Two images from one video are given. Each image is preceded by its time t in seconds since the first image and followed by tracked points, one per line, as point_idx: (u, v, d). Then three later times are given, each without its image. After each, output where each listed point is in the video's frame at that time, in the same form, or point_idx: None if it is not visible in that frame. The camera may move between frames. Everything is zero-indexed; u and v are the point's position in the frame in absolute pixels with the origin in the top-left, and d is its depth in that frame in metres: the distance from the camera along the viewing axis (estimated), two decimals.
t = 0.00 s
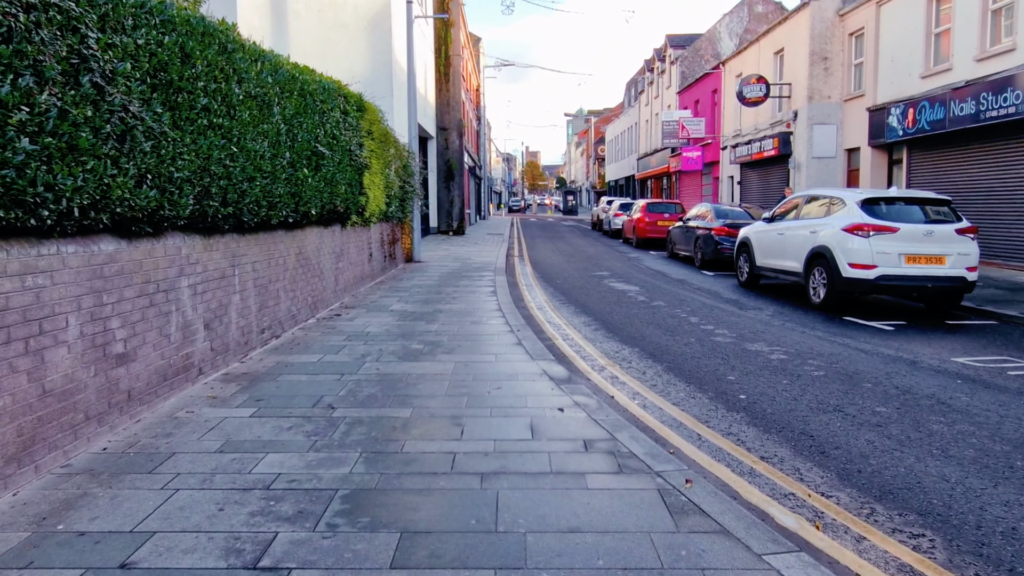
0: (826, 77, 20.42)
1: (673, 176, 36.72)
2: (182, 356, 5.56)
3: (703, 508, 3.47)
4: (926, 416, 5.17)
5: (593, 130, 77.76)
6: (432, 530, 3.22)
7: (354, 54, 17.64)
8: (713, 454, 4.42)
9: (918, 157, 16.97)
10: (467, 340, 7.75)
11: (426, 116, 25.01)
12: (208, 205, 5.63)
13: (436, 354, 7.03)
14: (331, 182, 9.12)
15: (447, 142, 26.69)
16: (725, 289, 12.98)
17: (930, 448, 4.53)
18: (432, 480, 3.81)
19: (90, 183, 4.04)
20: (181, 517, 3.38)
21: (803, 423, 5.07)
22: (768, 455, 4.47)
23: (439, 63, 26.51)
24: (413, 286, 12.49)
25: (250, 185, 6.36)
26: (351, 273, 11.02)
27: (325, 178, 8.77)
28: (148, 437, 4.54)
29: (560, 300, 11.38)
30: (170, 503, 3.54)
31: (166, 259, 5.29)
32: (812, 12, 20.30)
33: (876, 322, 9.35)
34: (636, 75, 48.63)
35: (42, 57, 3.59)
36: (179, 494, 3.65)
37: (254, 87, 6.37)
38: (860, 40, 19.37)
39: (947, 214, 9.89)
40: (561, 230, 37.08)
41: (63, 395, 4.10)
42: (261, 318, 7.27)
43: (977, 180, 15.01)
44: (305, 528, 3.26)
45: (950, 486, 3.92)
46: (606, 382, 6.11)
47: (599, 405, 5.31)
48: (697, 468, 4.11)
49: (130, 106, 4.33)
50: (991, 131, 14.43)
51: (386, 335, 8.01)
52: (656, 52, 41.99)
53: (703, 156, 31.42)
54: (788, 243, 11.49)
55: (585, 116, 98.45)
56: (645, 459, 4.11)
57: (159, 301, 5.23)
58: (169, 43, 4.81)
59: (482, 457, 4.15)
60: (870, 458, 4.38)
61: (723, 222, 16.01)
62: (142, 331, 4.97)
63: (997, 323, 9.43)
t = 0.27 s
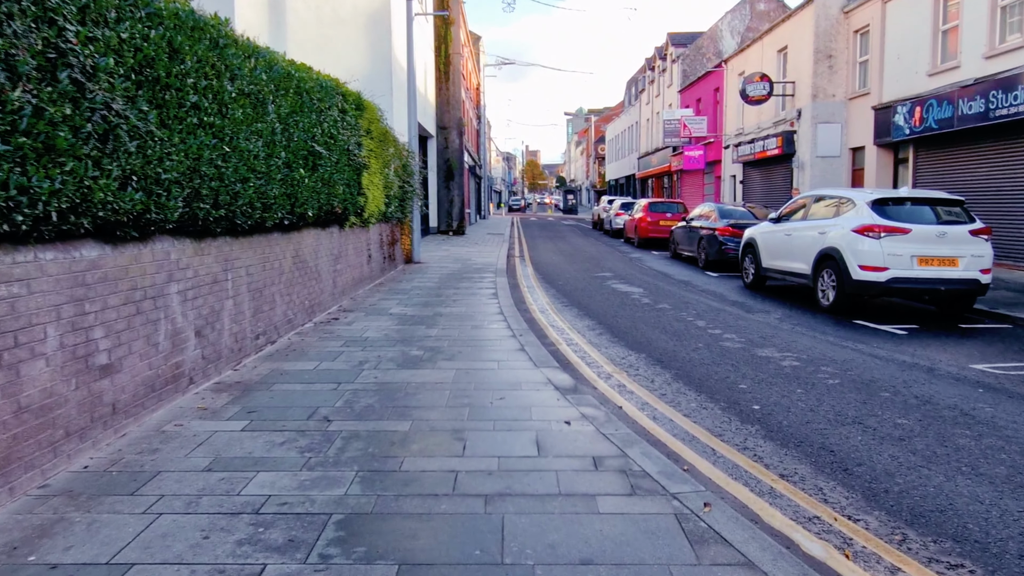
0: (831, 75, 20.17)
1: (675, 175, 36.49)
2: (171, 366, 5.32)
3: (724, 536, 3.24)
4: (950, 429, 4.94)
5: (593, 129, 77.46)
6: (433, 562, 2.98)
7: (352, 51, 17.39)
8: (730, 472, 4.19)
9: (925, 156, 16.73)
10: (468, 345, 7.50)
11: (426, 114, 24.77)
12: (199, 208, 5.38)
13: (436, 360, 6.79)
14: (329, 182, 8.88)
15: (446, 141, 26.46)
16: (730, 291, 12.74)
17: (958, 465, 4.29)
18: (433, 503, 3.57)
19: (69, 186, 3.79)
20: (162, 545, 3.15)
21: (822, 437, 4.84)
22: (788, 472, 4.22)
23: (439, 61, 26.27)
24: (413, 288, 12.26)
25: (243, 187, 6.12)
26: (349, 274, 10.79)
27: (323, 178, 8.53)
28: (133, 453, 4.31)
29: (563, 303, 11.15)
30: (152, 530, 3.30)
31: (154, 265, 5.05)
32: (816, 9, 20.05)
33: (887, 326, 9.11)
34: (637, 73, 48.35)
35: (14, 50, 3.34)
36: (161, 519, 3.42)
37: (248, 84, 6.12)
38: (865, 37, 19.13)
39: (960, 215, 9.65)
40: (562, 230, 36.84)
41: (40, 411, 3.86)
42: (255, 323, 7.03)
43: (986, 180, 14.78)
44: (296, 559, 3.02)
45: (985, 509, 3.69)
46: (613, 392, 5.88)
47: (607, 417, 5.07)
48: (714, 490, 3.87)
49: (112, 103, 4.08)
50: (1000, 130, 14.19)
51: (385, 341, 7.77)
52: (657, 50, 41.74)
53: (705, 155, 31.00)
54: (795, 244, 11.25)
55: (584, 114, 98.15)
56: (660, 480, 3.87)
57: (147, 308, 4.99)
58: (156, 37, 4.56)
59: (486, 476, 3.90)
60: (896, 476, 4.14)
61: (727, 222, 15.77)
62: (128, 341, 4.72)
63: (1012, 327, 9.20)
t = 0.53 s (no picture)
0: (834, 74, 19.93)
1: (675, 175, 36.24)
2: (154, 375, 5.06)
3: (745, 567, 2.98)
4: (974, 443, 4.69)
5: (592, 129, 77.16)
6: None
7: (349, 49, 17.12)
8: (746, 492, 3.93)
9: (930, 156, 16.50)
10: (467, 351, 7.24)
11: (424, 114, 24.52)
12: (184, 209, 5.12)
13: (434, 368, 6.53)
14: (324, 182, 8.61)
15: (445, 141, 26.21)
16: (734, 293, 12.50)
17: (988, 483, 4.04)
18: (430, 529, 3.31)
19: (39, 186, 3.53)
20: None
21: (840, 451, 4.59)
22: (807, 491, 3.97)
23: (437, 60, 26.03)
24: (411, 290, 12.00)
25: (233, 187, 5.85)
26: (345, 277, 10.52)
27: (317, 178, 8.26)
28: (111, 471, 4.05)
29: (564, 306, 10.89)
30: (124, 559, 3.05)
31: (136, 270, 4.79)
32: (819, 8, 19.81)
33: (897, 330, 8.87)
34: (637, 73, 48.08)
35: None
36: (135, 546, 3.16)
37: (237, 79, 5.85)
38: (869, 36, 18.89)
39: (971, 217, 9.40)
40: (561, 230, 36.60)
41: (8, 427, 3.60)
42: (246, 329, 6.77)
43: (993, 180, 14.54)
44: None
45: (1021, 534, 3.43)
46: (619, 402, 5.62)
47: (613, 430, 4.82)
48: (730, 513, 3.62)
49: (87, 97, 3.82)
50: (1007, 130, 13.96)
51: (381, 346, 7.51)
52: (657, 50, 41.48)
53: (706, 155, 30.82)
54: (801, 246, 11.00)
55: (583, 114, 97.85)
56: (673, 502, 3.61)
57: (129, 315, 4.73)
58: (136, 28, 4.29)
59: (486, 498, 3.65)
60: (922, 496, 3.89)
61: (730, 223, 15.52)
62: (107, 351, 4.47)
63: None
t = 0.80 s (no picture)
0: (837, 73, 19.71)
1: (675, 176, 36.02)
2: (135, 382, 4.80)
3: None
4: (1001, 454, 4.44)
5: (591, 129, 76.90)
6: None
7: (346, 47, 16.88)
8: (763, 509, 3.67)
9: (935, 156, 16.27)
10: (465, 356, 6.98)
11: (422, 113, 24.27)
12: (166, 206, 4.85)
13: (429, 373, 6.27)
14: (317, 180, 8.35)
15: (443, 140, 25.98)
16: (738, 295, 12.25)
17: (1020, 498, 3.79)
18: (423, 552, 3.05)
19: (2, 180, 3.27)
20: None
21: (859, 463, 4.33)
22: (828, 508, 3.71)
23: (436, 59, 25.80)
24: (408, 292, 11.75)
25: (219, 183, 5.58)
26: (340, 278, 10.26)
27: (310, 176, 8.00)
28: (82, 486, 3.79)
29: (564, 308, 10.64)
30: None
31: (113, 270, 4.52)
32: (822, 5, 19.57)
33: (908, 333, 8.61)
34: (636, 73, 47.84)
35: None
36: (104, 570, 2.91)
37: (224, 70, 5.59)
38: (872, 34, 18.66)
39: (983, 217, 9.15)
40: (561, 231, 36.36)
41: None
42: (235, 332, 6.50)
43: (1000, 180, 14.30)
44: None
45: None
46: (623, 409, 5.37)
47: (619, 440, 4.56)
48: (748, 533, 3.35)
49: (55, 84, 3.55)
50: (1015, 128, 13.73)
51: (376, 350, 7.26)
52: (657, 50, 41.24)
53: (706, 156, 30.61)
54: (808, 247, 10.75)
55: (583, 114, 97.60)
56: (685, 521, 3.36)
57: (107, 319, 4.47)
58: (112, 12, 4.03)
59: (485, 516, 3.39)
60: (951, 513, 3.64)
61: (732, 224, 15.28)
62: (82, 357, 4.21)
63: None
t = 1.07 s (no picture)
0: (844, 72, 19.42)
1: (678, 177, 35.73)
2: (115, 396, 4.52)
3: None
4: None
5: (593, 130, 76.59)
6: None
7: (345, 45, 16.62)
8: (788, 539, 3.38)
9: (945, 156, 15.96)
10: (466, 364, 6.69)
11: (423, 113, 24.01)
12: (148, 209, 4.58)
13: (428, 383, 5.99)
14: (313, 181, 8.07)
15: (445, 141, 25.73)
16: (746, 299, 11.97)
17: None
18: None
19: None
20: None
21: (887, 485, 4.05)
22: (857, 537, 3.42)
23: (437, 59, 25.54)
24: (408, 295, 11.47)
25: (207, 184, 5.30)
26: (338, 282, 9.99)
27: (305, 177, 7.73)
28: (52, 511, 3.51)
29: (568, 312, 10.36)
30: None
31: (91, 277, 4.25)
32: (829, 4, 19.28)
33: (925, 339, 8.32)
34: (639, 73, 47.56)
35: None
36: None
37: (212, 66, 5.31)
38: (880, 33, 18.37)
39: (1001, 219, 8.86)
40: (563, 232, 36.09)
41: None
42: (225, 340, 6.22)
43: (1013, 181, 14.00)
44: None
45: None
46: (632, 424, 5.09)
47: (629, 459, 4.27)
48: (773, 568, 3.07)
49: (19, 77, 3.28)
50: None
51: (373, 358, 6.98)
52: (659, 49, 40.92)
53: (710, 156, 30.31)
54: (818, 250, 10.46)
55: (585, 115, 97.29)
56: (705, 555, 3.07)
57: (84, 329, 4.20)
58: None
59: (486, 548, 3.11)
60: (993, 544, 3.35)
61: (738, 225, 14.99)
62: (55, 370, 3.93)
63: None
